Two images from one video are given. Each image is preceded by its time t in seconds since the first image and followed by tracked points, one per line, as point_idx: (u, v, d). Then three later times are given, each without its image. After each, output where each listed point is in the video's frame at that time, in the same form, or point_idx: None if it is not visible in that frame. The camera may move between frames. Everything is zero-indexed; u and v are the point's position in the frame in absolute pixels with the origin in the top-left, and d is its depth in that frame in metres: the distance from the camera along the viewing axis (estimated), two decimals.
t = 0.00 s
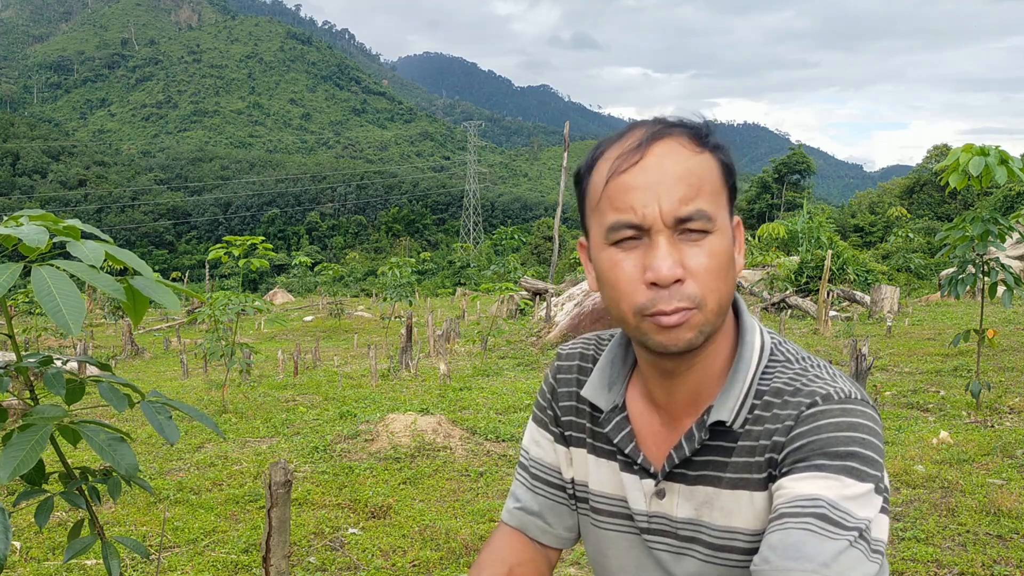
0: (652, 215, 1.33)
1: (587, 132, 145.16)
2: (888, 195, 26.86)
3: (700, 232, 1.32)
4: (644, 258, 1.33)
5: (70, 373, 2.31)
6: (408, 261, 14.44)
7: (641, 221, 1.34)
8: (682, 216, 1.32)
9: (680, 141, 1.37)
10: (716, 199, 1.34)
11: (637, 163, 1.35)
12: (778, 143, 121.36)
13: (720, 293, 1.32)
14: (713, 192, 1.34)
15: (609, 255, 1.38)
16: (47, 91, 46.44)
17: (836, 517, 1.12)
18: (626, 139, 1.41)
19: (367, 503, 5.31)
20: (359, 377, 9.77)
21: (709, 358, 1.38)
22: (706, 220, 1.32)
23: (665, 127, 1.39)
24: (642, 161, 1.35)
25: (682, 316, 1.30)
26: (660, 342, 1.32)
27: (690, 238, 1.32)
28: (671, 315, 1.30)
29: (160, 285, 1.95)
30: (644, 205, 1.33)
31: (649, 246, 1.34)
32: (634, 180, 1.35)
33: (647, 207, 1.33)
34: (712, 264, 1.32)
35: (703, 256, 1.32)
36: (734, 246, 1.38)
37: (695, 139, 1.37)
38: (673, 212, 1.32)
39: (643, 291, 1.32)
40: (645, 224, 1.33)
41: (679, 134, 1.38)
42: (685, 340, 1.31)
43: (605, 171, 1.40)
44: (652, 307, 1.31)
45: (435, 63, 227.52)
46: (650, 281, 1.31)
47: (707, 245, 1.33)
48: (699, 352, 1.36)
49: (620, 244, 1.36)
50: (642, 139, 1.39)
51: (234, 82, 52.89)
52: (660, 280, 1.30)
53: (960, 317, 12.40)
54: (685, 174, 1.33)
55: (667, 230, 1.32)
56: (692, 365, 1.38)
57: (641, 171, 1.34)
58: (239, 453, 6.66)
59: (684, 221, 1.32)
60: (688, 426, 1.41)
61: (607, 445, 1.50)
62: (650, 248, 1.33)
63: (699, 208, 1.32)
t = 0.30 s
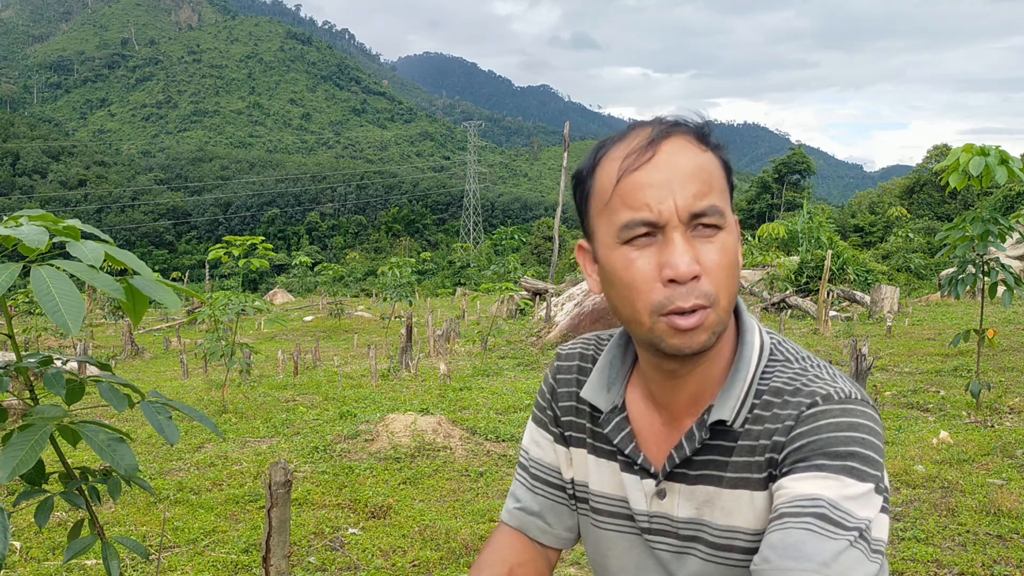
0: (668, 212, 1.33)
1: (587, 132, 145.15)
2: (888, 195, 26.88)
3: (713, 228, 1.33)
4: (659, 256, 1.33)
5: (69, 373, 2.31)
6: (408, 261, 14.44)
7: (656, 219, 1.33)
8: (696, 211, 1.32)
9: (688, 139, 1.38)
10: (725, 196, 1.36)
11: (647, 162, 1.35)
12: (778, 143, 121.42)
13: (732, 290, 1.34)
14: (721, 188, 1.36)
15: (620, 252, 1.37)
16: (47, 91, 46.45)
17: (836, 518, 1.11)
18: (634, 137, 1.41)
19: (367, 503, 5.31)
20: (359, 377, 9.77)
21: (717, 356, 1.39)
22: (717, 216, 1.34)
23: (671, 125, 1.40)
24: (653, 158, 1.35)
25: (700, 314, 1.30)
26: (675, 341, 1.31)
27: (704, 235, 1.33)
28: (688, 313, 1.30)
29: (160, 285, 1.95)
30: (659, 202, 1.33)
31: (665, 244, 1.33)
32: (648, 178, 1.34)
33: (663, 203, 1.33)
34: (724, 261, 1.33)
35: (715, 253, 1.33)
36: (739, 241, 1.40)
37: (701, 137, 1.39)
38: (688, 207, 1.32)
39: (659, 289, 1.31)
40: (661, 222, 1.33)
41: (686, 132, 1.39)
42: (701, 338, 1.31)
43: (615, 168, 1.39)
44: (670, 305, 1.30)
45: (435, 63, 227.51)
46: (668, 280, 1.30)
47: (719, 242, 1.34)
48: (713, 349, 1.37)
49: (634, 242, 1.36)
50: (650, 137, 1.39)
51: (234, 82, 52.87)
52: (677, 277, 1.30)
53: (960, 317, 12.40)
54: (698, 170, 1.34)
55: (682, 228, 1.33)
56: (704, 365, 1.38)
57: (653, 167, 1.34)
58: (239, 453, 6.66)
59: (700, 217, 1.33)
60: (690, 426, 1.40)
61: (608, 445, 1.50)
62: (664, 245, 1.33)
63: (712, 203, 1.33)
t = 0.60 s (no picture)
0: (642, 213, 1.33)
1: (587, 132, 145.15)
2: (888, 195, 26.87)
3: (690, 234, 1.30)
4: (629, 255, 1.34)
5: (69, 373, 2.31)
6: (408, 261, 14.45)
7: (631, 218, 1.34)
8: (671, 216, 1.31)
9: (688, 141, 1.34)
10: (714, 204, 1.31)
11: (634, 162, 1.35)
12: (778, 143, 121.44)
13: (704, 300, 1.31)
14: (712, 197, 1.31)
15: (604, 246, 1.39)
16: (47, 91, 46.46)
17: (837, 517, 1.11)
18: (637, 133, 1.41)
19: (367, 503, 5.31)
20: (359, 377, 9.77)
21: (701, 360, 1.39)
22: (695, 223, 1.30)
23: (679, 126, 1.37)
24: (642, 159, 1.35)
25: (658, 317, 1.30)
26: (637, 339, 1.33)
27: (679, 241, 1.31)
28: (647, 314, 1.31)
29: (159, 285, 1.95)
30: (637, 203, 1.33)
31: (638, 243, 1.34)
32: (633, 177, 1.35)
33: (636, 205, 1.33)
34: (699, 267, 1.30)
35: (688, 259, 1.30)
36: (734, 251, 1.34)
37: (707, 141, 1.35)
38: (662, 212, 1.31)
39: (625, 286, 1.33)
40: (635, 222, 1.34)
41: (690, 133, 1.35)
42: (661, 341, 1.31)
43: (613, 163, 1.41)
44: (631, 303, 1.32)
45: (435, 63, 227.51)
46: (631, 278, 1.32)
47: (695, 250, 1.30)
48: (688, 353, 1.37)
49: (613, 236, 1.38)
50: (651, 135, 1.38)
51: (234, 82, 52.87)
52: (639, 279, 1.30)
53: (960, 317, 12.40)
54: (681, 176, 1.31)
55: (655, 231, 1.32)
56: (685, 367, 1.39)
57: (640, 167, 1.34)
58: (239, 453, 6.66)
59: (674, 223, 1.31)
60: (684, 427, 1.41)
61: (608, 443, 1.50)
62: (636, 245, 1.34)
63: (690, 210, 1.30)
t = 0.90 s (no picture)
0: (632, 210, 1.33)
1: (587, 132, 145.13)
2: (888, 195, 26.87)
3: (672, 240, 1.28)
4: (614, 246, 1.35)
5: (69, 373, 2.30)
6: (408, 261, 14.46)
7: (622, 212, 1.35)
8: (655, 219, 1.29)
9: (698, 146, 1.31)
10: (705, 215, 1.27)
11: (641, 156, 1.34)
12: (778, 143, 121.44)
13: (676, 307, 1.29)
14: (705, 206, 1.28)
15: (602, 237, 1.40)
16: (48, 91, 46.48)
17: (836, 513, 1.12)
18: (661, 129, 1.40)
19: (367, 503, 5.31)
20: (359, 377, 9.77)
21: (686, 359, 1.39)
22: (680, 229, 1.27)
23: (697, 130, 1.34)
24: (649, 155, 1.34)
25: (625, 312, 1.31)
26: (609, 327, 1.35)
27: (659, 243, 1.29)
28: (617, 308, 1.32)
29: (159, 285, 1.95)
30: (630, 198, 1.33)
31: (623, 238, 1.34)
32: (633, 172, 1.35)
33: (627, 200, 1.34)
34: (673, 273, 1.27)
35: (664, 263, 1.28)
36: (724, 265, 1.29)
37: (718, 150, 1.31)
38: (649, 213, 1.30)
39: (604, 276, 1.34)
40: (624, 217, 1.34)
41: (706, 140, 1.32)
42: (628, 336, 1.32)
43: (629, 154, 1.41)
44: (608, 292, 1.33)
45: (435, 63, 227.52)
46: (607, 270, 1.33)
47: (674, 256, 1.28)
48: (668, 353, 1.37)
49: (610, 227, 1.39)
50: (667, 133, 1.37)
51: (234, 82, 52.87)
52: (612, 271, 1.31)
53: (960, 317, 12.40)
54: (674, 181, 1.29)
55: (640, 229, 1.31)
56: (668, 365, 1.40)
57: (644, 164, 1.34)
58: (239, 453, 6.66)
59: (658, 224, 1.29)
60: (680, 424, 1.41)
61: (606, 440, 1.50)
62: (622, 239, 1.34)
63: (676, 217, 1.28)
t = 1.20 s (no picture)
0: (647, 214, 1.31)
1: (587, 132, 145.18)
2: (888, 195, 26.88)
3: (686, 247, 1.27)
4: (626, 250, 1.35)
5: (69, 373, 2.30)
6: (408, 261, 14.47)
7: (636, 215, 1.33)
8: (672, 224, 1.27)
9: (715, 152, 1.30)
10: (720, 222, 1.27)
11: (657, 161, 1.33)
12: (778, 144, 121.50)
13: (687, 314, 1.28)
14: (721, 212, 1.27)
15: (613, 239, 1.39)
16: (48, 91, 46.43)
17: (842, 509, 1.10)
18: (678, 132, 1.38)
19: (367, 502, 5.31)
20: (359, 377, 9.77)
21: (695, 363, 1.38)
22: (696, 237, 1.26)
23: (715, 134, 1.33)
24: (664, 160, 1.32)
25: (636, 317, 1.30)
26: (617, 329, 1.34)
27: (674, 250, 1.28)
28: (630, 313, 1.31)
29: (160, 286, 1.95)
30: (644, 202, 1.32)
31: (637, 242, 1.33)
32: (648, 175, 1.33)
33: (642, 202, 1.32)
34: (687, 281, 1.27)
35: (678, 270, 1.27)
36: (737, 273, 1.29)
37: (736, 156, 1.30)
38: (664, 218, 1.29)
39: (616, 279, 1.33)
40: (637, 219, 1.33)
41: (721, 146, 1.31)
42: (638, 339, 1.32)
43: (643, 154, 1.40)
44: (618, 297, 1.33)
45: (435, 63, 227.53)
46: (620, 274, 1.32)
47: (688, 263, 1.27)
48: (678, 357, 1.37)
49: (622, 229, 1.38)
50: (683, 137, 1.36)
51: (234, 82, 52.86)
52: (624, 277, 1.30)
53: (960, 317, 12.40)
54: (690, 186, 1.28)
55: (653, 234, 1.30)
56: (677, 368, 1.39)
57: (659, 168, 1.32)
58: (239, 453, 6.66)
59: (672, 231, 1.28)
60: (685, 425, 1.41)
61: (608, 439, 1.50)
62: (634, 242, 1.33)
63: (691, 223, 1.27)
